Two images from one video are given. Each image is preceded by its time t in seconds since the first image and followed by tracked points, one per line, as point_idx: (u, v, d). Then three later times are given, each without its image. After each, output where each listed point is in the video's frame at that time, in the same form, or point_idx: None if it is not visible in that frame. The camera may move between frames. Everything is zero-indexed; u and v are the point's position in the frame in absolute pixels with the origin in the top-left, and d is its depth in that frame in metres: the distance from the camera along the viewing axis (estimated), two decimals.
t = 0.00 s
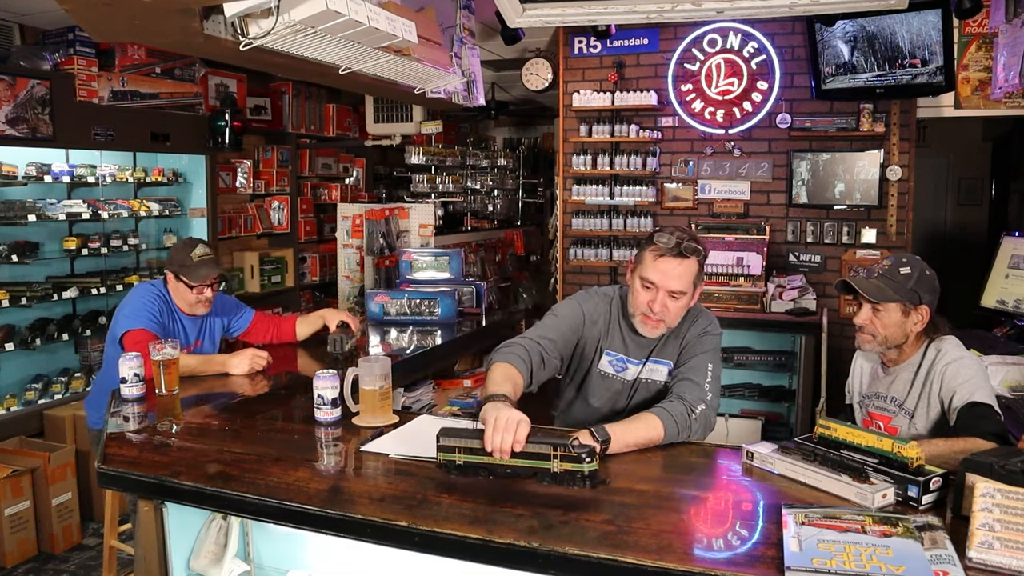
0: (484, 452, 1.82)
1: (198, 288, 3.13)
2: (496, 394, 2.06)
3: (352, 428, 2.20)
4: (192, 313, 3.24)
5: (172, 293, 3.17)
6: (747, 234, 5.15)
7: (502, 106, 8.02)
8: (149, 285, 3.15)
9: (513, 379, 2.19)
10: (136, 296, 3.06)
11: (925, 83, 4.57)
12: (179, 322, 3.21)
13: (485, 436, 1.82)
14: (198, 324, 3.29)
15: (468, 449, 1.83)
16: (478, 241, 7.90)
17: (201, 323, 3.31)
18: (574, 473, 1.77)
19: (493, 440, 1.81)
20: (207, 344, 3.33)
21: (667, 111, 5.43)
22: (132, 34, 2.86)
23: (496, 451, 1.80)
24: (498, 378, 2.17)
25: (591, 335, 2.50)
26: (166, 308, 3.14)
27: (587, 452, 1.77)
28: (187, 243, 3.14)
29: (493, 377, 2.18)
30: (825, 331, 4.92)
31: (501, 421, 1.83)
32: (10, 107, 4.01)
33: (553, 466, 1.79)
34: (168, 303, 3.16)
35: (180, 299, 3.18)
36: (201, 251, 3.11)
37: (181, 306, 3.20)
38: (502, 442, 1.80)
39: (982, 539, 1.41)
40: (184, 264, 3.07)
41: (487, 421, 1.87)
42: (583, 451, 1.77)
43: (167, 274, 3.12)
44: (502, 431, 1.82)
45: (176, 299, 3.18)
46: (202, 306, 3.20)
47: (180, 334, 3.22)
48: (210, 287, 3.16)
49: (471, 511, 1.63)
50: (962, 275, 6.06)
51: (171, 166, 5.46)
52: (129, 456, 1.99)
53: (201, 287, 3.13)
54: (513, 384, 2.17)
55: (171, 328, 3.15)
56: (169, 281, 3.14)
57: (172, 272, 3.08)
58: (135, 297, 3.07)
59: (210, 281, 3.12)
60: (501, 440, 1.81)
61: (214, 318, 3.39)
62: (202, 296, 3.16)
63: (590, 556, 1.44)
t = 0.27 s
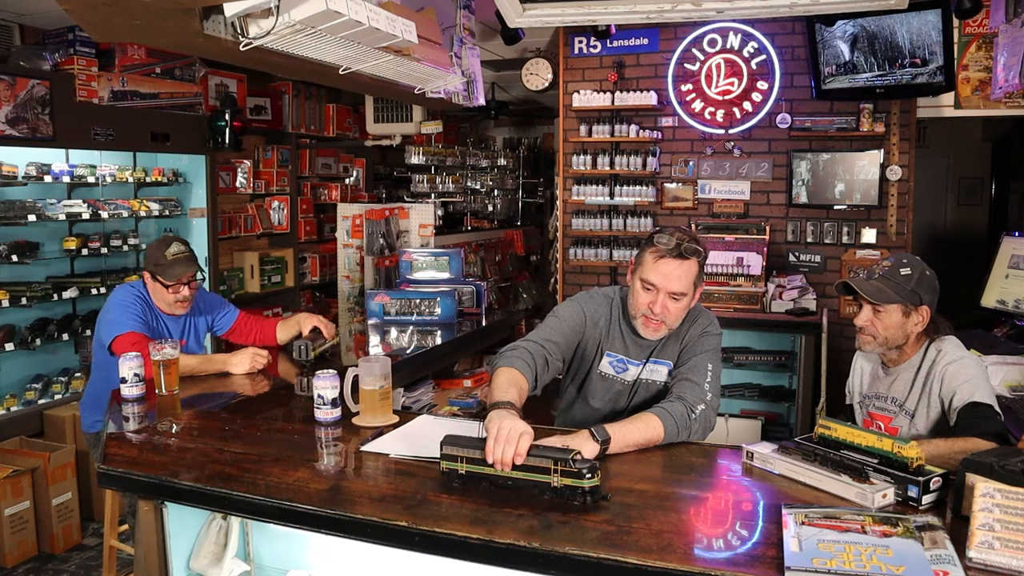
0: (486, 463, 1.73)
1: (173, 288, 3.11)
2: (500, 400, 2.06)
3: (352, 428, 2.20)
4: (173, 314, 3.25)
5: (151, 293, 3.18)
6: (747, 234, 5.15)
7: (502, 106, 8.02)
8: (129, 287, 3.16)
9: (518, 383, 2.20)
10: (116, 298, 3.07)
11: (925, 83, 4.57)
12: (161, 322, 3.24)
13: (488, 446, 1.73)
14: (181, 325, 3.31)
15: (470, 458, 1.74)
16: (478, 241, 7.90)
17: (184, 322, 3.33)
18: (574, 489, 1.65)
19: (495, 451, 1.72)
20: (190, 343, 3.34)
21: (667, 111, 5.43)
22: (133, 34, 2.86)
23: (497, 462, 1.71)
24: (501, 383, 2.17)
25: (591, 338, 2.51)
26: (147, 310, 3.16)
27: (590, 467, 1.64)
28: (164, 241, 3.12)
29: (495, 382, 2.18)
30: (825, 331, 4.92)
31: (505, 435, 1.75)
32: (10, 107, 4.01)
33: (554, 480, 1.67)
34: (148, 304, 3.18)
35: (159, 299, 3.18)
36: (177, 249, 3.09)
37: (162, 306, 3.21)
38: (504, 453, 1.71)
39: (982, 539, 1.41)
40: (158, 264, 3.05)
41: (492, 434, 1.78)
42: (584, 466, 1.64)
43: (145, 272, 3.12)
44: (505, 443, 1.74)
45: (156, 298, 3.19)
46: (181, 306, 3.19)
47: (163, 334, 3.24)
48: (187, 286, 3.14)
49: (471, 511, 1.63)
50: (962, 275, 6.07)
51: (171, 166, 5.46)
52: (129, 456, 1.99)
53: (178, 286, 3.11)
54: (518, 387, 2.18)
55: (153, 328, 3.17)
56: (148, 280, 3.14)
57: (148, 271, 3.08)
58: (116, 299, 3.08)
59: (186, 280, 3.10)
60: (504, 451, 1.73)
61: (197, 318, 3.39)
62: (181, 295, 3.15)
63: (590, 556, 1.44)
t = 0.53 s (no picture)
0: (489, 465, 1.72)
1: (153, 291, 3.09)
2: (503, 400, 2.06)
3: (352, 428, 2.20)
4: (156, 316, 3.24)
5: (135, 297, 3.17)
6: (747, 234, 5.15)
7: (502, 106, 8.02)
8: (113, 290, 3.15)
9: (520, 384, 2.20)
10: (100, 302, 3.07)
11: (925, 83, 4.57)
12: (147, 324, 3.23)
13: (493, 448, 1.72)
14: (167, 326, 3.29)
15: (473, 461, 1.74)
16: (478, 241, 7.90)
17: (170, 323, 3.33)
18: (576, 494, 1.62)
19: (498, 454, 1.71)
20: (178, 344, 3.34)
21: (667, 111, 5.43)
22: (133, 34, 2.87)
23: (500, 464, 1.70)
24: (504, 382, 2.16)
25: (590, 338, 2.51)
26: (132, 313, 3.15)
27: (594, 472, 1.63)
28: (145, 244, 3.11)
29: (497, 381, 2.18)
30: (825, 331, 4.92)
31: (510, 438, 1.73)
32: (10, 107, 4.01)
33: (557, 485, 1.65)
34: (134, 307, 3.17)
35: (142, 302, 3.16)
36: (156, 251, 3.08)
37: (145, 310, 3.19)
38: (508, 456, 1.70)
39: (982, 539, 1.41)
40: (138, 266, 3.05)
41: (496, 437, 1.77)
42: (588, 471, 1.62)
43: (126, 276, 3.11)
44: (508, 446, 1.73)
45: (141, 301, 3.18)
46: (165, 307, 3.18)
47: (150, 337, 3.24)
48: (168, 288, 3.12)
49: (471, 511, 1.63)
50: (962, 275, 6.07)
51: (171, 166, 5.46)
52: (129, 456, 1.99)
53: (157, 289, 3.09)
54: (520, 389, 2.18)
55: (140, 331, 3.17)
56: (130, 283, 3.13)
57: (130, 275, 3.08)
58: (100, 303, 3.08)
59: (167, 282, 3.08)
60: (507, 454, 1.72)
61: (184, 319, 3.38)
62: (163, 297, 3.14)
63: (590, 556, 1.44)
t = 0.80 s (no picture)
0: (490, 466, 1.71)
1: (145, 294, 3.08)
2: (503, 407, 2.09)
3: (352, 428, 2.20)
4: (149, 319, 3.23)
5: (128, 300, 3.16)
6: (747, 234, 5.16)
7: (502, 107, 8.01)
8: (105, 294, 3.15)
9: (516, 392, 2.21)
10: (93, 306, 3.07)
11: (925, 83, 4.57)
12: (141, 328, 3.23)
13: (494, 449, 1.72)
14: (160, 328, 3.29)
15: (474, 461, 1.73)
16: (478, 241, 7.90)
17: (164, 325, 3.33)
18: (578, 494, 1.62)
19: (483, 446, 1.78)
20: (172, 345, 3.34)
21: (667, 111, 5.43)
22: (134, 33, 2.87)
23: (501, 464, 1.69)
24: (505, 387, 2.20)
25: (586, 340, 2.51)
26: (125, 316, 3.14)
27: (595, 473, 1.62)
28: (135, 247, 3.10)
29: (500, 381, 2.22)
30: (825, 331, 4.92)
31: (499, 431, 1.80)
32: (10, 107, 4.01)
33: (557, 486, 1.64)
34: (127, 310, 3.17)
35: (134, 305, 3.16)
36: (147, 254, 3.07)
37: (138, 313, 3.19)
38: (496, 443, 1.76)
39: (982, 539, 1.41)
40: (129, 271, 3.04)
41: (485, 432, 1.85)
42: (589, 472, 1.62)
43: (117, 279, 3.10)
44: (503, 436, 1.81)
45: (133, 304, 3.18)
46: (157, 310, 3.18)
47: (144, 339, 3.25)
48: (160, 291, 3.12)
49: (472, 512, 1.63)
50: (962, 275, 6.07)
51: (171, 166, 5.45)
52: (130, 456, 1.99)
53: (149, 293, 3.09)
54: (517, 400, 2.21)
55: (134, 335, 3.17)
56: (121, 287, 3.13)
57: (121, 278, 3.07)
58: (93, 306, 3.08)
59: (159, 285, 3.08)
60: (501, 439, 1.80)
61: (177, 320, 3.37)
62: (156, 300, 3.14)
63: (590, 556, 1.44)
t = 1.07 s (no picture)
0: (490, 465, 1.70)
1: (142, 293, 3.09)
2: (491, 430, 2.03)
3: (351, 428, 2.20)
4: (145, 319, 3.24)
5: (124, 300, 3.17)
6: (747, 234, 5.16)
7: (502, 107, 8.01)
8: (102, 295, 3.15)
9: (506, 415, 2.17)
10: (90, 306, 3.07)
11: (925, 83, 4.57)
12: (137, 328, 3.23)
13: (494, 449, 1.71)
14: (156, 328, 3.30)
15: (474, 462, 1.72)
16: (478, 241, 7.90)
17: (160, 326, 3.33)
18: (578, 494, 1.62)
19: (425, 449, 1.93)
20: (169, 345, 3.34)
21: (667, 111, 5.43)
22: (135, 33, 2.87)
23: (501, 464, 1.69)
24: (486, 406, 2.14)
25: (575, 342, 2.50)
26: (121, 316, 3.15)
27: (595, 472, 1.63)
28: (127, 247, 3.11)
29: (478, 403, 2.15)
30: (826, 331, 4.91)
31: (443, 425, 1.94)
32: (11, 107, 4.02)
33: (557, 486, 1.64)
34: (123, 311, 3.17)
35: (130, 305, 3.16)
36: (141, 253, 3.09)
37: (135, 313, 3.20)
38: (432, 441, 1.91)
39: (982, 539, 1.41)
40: (124, 270, 3.04)
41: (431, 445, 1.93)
42: (589, 471, 1.62)
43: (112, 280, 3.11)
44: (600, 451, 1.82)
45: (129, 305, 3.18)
46: (155, 309, 3.19)
47: (141, 340, 3.25)
48: (156, 290, 3.12)
49: (472, 512, 1.63)
50: (962, 275, 6.07)
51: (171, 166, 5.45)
52: (130, 456, 1.99)
53: (147, 291, 3.10)
54: (509, 420, 2.16)
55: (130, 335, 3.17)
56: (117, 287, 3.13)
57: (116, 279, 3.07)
58: (89, 308, 3.08)
59: (155, 283, 3.08)
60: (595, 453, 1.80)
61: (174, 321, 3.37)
62: (153, 299, 3.14)
63: (590, 556, 1.44)
